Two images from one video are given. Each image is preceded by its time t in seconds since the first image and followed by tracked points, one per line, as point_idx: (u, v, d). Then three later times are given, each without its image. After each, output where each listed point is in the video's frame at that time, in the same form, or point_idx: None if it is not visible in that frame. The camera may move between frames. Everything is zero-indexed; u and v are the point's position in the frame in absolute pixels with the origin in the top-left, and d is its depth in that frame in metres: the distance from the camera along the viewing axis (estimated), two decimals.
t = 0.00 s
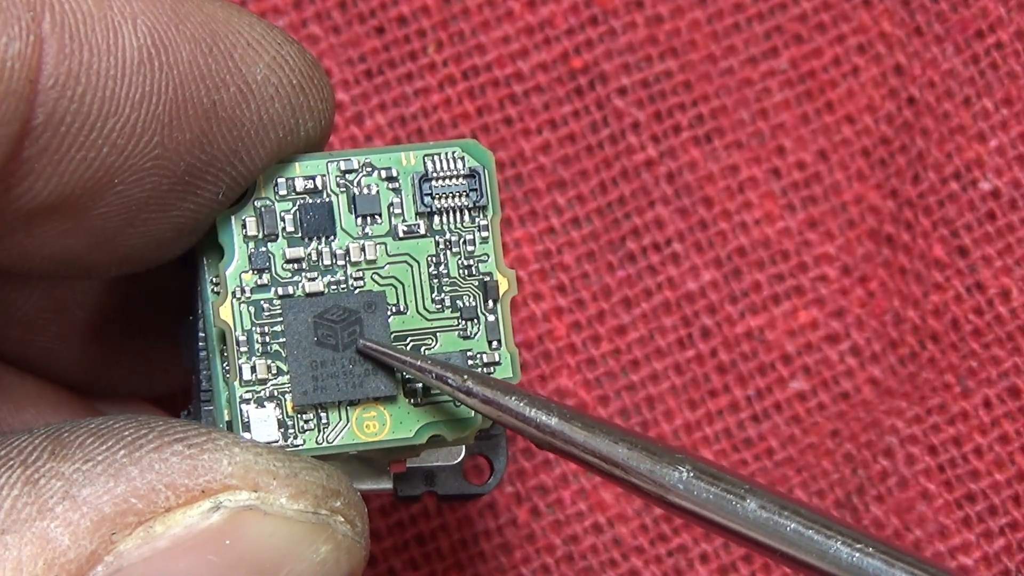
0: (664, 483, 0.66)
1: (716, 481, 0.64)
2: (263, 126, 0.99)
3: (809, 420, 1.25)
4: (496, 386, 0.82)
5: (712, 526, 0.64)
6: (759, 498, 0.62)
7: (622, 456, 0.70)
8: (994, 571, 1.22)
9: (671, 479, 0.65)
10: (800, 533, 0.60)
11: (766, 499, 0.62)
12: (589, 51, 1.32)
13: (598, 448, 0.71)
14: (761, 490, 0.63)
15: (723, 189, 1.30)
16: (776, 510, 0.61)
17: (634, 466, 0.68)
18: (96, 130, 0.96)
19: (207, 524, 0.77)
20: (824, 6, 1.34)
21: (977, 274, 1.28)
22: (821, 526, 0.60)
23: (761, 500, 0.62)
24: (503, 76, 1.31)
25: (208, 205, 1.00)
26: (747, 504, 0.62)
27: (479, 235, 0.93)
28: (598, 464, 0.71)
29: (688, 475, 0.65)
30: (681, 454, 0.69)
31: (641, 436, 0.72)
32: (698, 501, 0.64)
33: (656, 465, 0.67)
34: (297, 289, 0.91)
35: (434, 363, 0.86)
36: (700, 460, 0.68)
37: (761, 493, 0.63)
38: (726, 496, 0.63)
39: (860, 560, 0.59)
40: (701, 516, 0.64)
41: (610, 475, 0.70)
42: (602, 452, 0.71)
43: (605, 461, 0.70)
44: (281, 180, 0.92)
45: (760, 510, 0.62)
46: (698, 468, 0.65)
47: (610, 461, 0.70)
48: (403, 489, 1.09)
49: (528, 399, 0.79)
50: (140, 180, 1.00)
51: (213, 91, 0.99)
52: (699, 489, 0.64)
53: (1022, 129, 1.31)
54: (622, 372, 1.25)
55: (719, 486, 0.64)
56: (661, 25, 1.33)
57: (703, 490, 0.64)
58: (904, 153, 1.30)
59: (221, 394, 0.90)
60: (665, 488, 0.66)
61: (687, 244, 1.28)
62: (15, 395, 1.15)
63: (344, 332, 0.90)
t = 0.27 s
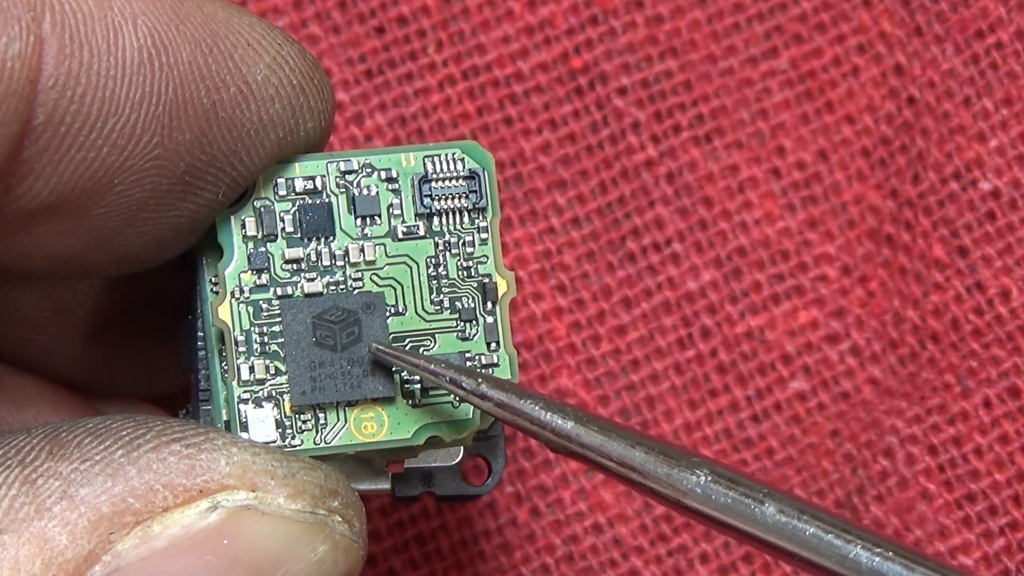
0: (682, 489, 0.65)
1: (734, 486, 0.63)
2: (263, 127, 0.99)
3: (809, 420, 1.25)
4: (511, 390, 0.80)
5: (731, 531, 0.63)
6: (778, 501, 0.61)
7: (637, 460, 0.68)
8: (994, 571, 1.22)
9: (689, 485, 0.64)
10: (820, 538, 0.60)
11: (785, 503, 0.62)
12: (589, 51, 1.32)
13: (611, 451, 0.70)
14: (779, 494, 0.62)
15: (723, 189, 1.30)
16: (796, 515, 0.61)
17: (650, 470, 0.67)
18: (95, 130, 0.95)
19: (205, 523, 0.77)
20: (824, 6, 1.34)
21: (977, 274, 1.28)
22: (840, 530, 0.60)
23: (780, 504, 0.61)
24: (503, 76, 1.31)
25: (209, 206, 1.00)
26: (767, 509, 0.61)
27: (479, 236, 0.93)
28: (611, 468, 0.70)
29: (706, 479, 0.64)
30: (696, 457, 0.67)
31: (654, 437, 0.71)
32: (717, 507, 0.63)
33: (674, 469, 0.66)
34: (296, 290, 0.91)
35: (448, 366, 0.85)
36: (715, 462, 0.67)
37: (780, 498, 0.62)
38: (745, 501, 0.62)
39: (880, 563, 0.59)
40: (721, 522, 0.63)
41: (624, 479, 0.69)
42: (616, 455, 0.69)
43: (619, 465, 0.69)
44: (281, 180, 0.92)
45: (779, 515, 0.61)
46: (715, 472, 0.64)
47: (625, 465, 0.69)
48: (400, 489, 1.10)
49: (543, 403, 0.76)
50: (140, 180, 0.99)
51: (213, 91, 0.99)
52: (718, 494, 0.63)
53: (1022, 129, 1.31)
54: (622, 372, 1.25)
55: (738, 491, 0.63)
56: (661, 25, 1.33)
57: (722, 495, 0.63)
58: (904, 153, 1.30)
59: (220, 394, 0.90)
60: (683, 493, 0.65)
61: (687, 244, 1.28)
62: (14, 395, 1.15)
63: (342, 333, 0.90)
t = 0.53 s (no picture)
0: (662, 471, 0.67)
1: (712, 469, 0.65)
2: (264, 126, 0.99)
3: (809, 420, 1.25)
4: (492, 372, 0.82)
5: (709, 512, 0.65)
6: (755, 485, 0.63)
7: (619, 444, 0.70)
8: (994, 571, 1.22)
9: (669, 467, 0.67)
10: (797, 520, 0.61)
11: (762, 486, 0.64)
12: (589, 51, 1.32)
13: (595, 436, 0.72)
14: (756, 477, 0.64)
15: (723, 189, 1.30)
16: (773, 498, 0.62)
17: (632, 453, 0.69)
18: (98, 129, 0.96)
19: (206, 523, 0.77)
20: (824, 6, 1.34)
21: (977, 274, 1.28)
22: (817, 513, 0.61)
23: (757, 487, 0.63)
24: (503, 76, 1.31)
25: (211, 206, 0.99)
26: (744, 491, 0.63)
27: (480, 236, 0.93)
28: (595, 452, 0.72)
29: (686, 462, 0.66)
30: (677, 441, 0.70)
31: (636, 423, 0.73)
32: (696, 489, 0.65)
33: (653, 452, 0.68)
34: (297, 289, 0.91)
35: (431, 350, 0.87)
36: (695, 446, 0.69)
37: (756, 480, 0.64)
38: (722, 484, 0.64)
39: (856, 547, 0.60)
40: (699, 503, 0.65)
41: (606, 462, 0.71)
42: (599, 440, 0.71)
43: (603, 450, 0.71)
44: (282, 180, 0.92)
45: (757, 497, 0.63)
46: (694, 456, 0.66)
47: (608, 448, 0.71)
48: (403, 489, 1.10)
49: (524, 386, 0.79)
50: (142, 180, 1.00)
51: (215, 90, 0.99)
52: (697, 478, 0.65)
53: (1022, 129, 1.31)
54: (622, 372, 1.25)
55: (716, 474, 0.65)
56: (661, 24, 1.33)
57: (700, 478, 0.65)
58: (904, 153, 1.30)
59: (221, 393, 0.90)
60: (663, 475, 0.67)
61: (687, 244, 1.28)
62: (15, 395, 1.15)
63: (344, 332, 0.90)
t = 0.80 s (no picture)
0: (655, 484, 0.64)
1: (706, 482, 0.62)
2: (264, 126, 0.99)
3: (809, 420, 1.25)
4: (489, 388, 0.82)
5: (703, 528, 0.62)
6: (751, 498, 0.60)
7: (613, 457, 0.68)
8: (994, 571, 1.22)
9: (662, 479, 0.64)
10: (793, 534, 0.58)
11: (758, 500, 0.60)
12: (589, 51, 1.32)
13: (591, 450, 0.70)
14: (754, 491, 0.61)
15: (723, 189, 1.30)
16: (769, 511, 0.59)
17: (625, 466, 0.67)
18: (97, 129, 0.95)
19: (205, 522, 0.77)
20: (824, 6, 1.34)
21: (977, 274, 1.28)
22: (814, 527, 0.58)
23: (753, 501, 0.60)
24: (503, 76, 1.31)
25: (210, 205, 1.00)
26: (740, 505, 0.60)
27: (480, 236, 0.93)
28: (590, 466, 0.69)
29: (680, 475, 0.63)
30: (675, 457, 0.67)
31: (634, 438, 0.70)
32: (690, 502, 0.62)
33: (649, 466, 0.65)
34: (297, 289, 0.91)
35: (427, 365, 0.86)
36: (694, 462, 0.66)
37: (753, 494, 0.60)
38: (717, 497, 0.61)
39: (853, 560, 0.56)
40: (693, 519, 0.62)
41: (601, 477, 0.69)
42: (595, 454, 0.69)
43: (598, 464, 0.69)
44: (282, 179, 0.92)
45: (752, 511, 0.59)
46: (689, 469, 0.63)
47: (603, 463, 0.68)
48: (401, 489, 1.10)
49: (522, 402, 0.78)
50: (142, 179, 1.00)
51: (215, 90, 0.99)
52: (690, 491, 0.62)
53: (1022, 129, 1.31)
54: (622, 372, 1.25)
55: (711, 488, 0.62)
56: (661, 25, 1.33)
57: (695, 491, 0.62)
58: (904, 153, 1.30)
59: (221, 392, 0.90)
60: (656, 489, 0.64)
61: (687, 244, 1.28)
62: (16, 395, 1.15)
63: (343, 332, 0.90)
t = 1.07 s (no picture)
0: (696, 492, 0.65)
1: (749, 490, 0.63)
2: (263, 125, 0.99)
3: (809, 420, 1.25)
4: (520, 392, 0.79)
5: (747, 536, 0.63)
6: (796, 505, 0.61)
7: (650, 463, 0.68)
8: (995, 571, 1.22)
9: (704, 487, 0.64)
10: (839, 541, 0.60)
11: (802, 506, 0.62)
12: (589, 51, 1.32)
13: (624, 454, 0.69)
14: (796, 497, 0.62)
15: (723, 190, 1.30)
16: (813, 518, 0.61)
17: (664, 473, 0.67)
18: (95, 128, 0.95)
19: (203, 521, 0.77)
20: (824, 6, 1.34)
21: (977, 274, 1.28)
22: (858, 535, 0.60)
23: (797, 508, 0.61)
24: (503, 76, 1.31)
25: (208, 204, 1.00)
26: (786, 513, 0.61)
27: (478, 236, 0.93)
28: (625, 472, 0.69)
29: (721, 483, 0.64)
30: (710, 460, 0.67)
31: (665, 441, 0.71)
32: (735, 510, 0.63)
33: (689, 473, 0.66)
34: (294, 288, 0.91)
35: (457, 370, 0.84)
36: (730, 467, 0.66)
37: (797, 502, 0.61)
38: (762, 505, 0.62)
39: (898, 567, 0.59)
40: (736, 526, 0.63)
41: (636, 482, 0.69)
42: (630, 459, 0.69)
43: (634, 469, 0.68)
44: (280, 178, 0.92)
45: (796, 519, 0.61)
46: (731, 476, 0.64)
47: (640, 468, 0.68)
48: (399, 488, 1.11)
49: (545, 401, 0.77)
50: (140, 178, 0.99)
51: (212, 88, 0.99)
52: (734, 498, 0.63)
53: (1022, 129, 1.31)
54: (622, 372, 1.25)
55: (754, 495, 0.63)
56: (661, 25, 1.33)
57: (738, 498, 0.63)
58: (904, 153, 1.30)
59: (218, 391, 0.90)
60: (697, 496, 0.64)
61: (687, 244, 1.28)
62: (15, 394, 1.15)
63: (340, 331, 0.90)
